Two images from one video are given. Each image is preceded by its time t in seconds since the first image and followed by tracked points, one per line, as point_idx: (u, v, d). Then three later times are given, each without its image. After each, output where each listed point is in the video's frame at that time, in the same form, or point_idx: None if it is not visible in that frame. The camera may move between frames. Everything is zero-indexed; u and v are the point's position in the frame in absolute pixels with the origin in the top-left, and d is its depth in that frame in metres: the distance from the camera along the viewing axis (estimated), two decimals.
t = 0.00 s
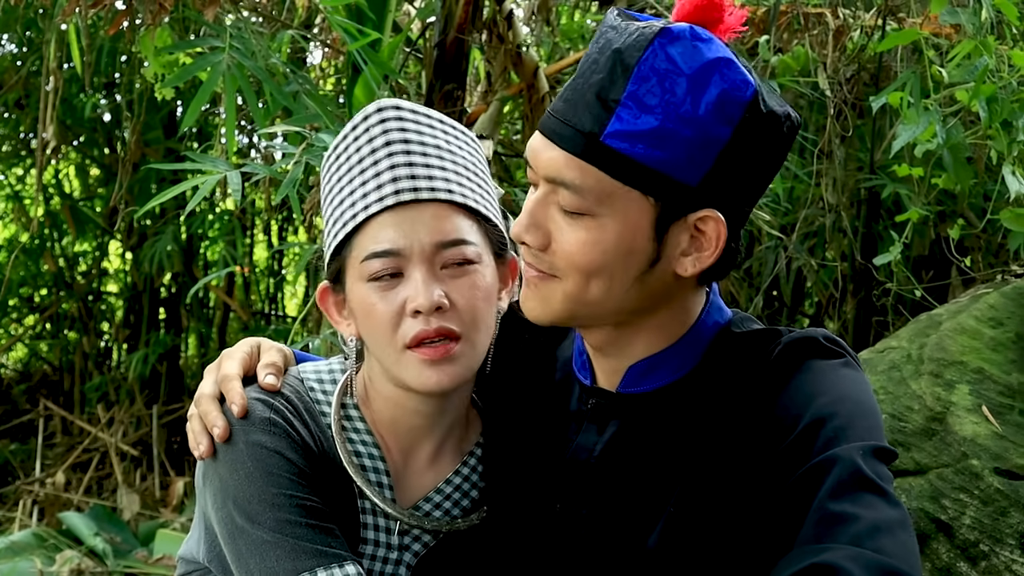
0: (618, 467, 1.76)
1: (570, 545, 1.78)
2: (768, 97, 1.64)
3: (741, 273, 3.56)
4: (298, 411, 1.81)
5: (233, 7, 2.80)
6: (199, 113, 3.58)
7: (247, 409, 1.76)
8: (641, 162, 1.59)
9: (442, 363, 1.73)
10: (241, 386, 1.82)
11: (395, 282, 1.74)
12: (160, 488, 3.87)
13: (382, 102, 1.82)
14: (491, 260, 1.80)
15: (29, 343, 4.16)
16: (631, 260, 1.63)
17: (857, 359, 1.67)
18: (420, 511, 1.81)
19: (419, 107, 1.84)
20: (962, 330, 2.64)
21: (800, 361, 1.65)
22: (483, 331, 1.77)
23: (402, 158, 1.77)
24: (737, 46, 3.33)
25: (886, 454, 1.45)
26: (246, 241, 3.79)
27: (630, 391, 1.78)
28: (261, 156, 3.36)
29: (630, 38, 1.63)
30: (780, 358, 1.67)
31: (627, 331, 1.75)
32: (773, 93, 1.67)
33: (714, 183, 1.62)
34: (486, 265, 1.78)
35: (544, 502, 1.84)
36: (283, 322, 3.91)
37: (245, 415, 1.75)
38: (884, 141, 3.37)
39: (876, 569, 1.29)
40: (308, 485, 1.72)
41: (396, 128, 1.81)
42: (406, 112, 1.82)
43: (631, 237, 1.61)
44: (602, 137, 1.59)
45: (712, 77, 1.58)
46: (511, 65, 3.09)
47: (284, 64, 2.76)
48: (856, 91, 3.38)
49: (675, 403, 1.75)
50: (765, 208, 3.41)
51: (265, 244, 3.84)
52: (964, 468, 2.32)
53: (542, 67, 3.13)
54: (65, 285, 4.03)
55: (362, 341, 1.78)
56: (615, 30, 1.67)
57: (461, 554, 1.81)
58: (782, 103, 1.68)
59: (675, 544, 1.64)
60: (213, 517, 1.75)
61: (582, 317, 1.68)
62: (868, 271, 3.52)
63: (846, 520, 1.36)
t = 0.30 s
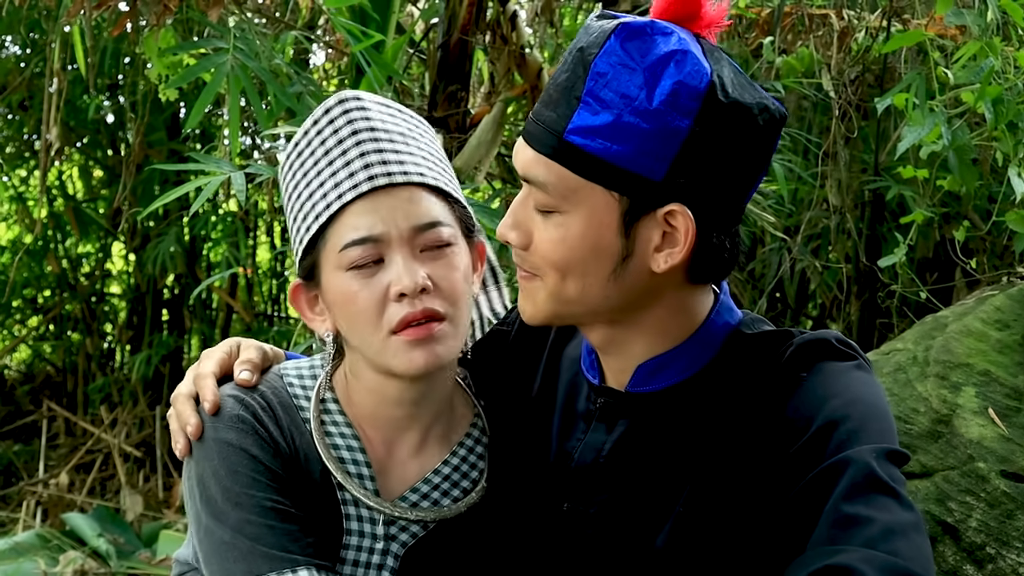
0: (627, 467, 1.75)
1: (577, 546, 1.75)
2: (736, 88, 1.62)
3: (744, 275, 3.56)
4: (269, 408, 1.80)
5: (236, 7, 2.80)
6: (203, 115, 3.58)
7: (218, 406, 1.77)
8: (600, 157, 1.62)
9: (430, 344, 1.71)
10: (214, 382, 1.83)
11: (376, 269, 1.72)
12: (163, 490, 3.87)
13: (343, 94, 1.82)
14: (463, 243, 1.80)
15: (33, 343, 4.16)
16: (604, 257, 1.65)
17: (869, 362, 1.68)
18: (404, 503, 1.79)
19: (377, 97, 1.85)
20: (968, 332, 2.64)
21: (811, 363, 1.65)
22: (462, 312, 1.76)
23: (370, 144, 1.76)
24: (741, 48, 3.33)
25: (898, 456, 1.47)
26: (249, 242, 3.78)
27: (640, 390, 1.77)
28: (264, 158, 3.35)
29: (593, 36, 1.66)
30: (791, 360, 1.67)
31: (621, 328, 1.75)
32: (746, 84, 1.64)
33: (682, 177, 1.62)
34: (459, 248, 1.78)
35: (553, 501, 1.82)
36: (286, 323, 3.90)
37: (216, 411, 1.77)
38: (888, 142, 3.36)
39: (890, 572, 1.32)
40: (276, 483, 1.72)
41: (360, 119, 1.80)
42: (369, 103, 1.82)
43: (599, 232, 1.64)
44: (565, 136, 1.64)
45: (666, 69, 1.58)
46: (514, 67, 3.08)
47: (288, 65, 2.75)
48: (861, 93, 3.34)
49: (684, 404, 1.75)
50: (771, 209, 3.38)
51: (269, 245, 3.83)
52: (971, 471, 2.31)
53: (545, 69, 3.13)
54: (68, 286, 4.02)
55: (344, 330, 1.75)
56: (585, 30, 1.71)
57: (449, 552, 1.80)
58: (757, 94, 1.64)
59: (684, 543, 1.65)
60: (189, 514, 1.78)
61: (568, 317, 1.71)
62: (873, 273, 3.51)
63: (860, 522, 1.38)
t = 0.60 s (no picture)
0: (636, 467, 1.75)
1: (586, 547, 1.77)
2: (734, 87, 1.61)
3: (749, 276, 3.56)
4: (231, 408, 1.80)
5: (242, 6, 2.80)
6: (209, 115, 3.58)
7: (184, 413, 1.79)
8: (598, 157, 1.62)
9: (422, 324, 1.72)
10: (181, 384, 1.85)
11: (359, 256, 1.71)
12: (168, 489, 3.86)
13: (295, 89, 1.81)
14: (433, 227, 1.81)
15: (38, 343, 4.16)
16: (602, 257, 1.66)
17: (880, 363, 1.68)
18: (385, 491, 1.77)
19: (333, 91, 1.86)
20: (976, 333, 2.63)
21: (821, 364, 1.66)
22: (441, 293, 1.78)
23: (335, 132, 1.76)
24: (747, 48, 3.33)
25: (909, 458, 1.48)
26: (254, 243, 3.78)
27: (647, 390, 1.77)
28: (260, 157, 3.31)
29: (591, 35, 1.67)
30: (802, 361, 1.68)
31: (624, 328, 1.75)
32: (745, 83, 1.64)
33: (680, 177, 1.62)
34: (430, 232, 1.80)
35: (562, 502, 1.83)
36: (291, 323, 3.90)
37: (182, 418, 1.79)
38: (895, 142, 3.35)
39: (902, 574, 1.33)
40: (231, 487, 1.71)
41: (321, 109, 1.80)
42: (323, 95, 1.82)
43: (597, 232, 1.65)
44: (563, 135, 1.65)
45: (662, 68, 1.58)
46: (520, 66, 3.08)
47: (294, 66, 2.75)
48: (867, 92, 3.37)
49: (692, 404, 1.75)
50: (776, 209, 3.36)
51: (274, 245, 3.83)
52: (979, 472, 2.30)
53: (550, 69, 3.13)
54: (74, 286, 4.01)
55: (326, 318, 1.74)
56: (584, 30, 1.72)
57: (440, 548, 1.78)
58: (755, 93, 1.63)
59: (692, 543, 1.67)
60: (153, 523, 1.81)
61: (569, 318, 1.72)
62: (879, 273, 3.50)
63: (871, 524, 1.39)
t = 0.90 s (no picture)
0: (646, 469, 1.75)
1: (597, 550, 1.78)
2: (770, 96, 1.63)
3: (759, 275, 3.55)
4: (185, 408, 1.74)
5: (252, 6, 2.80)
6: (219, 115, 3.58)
7: (141, 418, 1.74)
8: (632, 164, 1.60)
9: (385, 311, 1.66)
10: (144, 390, 1.80)
11: (322, 239, 1.65)
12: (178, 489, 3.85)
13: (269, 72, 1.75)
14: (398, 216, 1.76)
15: (48, 342, 4.15)
16: (633, 263, 1.64)
17: (889, 361, 1.67)
18: (349, 482, 1.70)
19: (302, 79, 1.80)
20: (988, 333, 2.62)
21: (831, 363, 1.66)
22: (404, 283, 1.72)
23: (306, 116, 1.70)
24: (758, 46, 3.32)
25: (920, 455, 1.47)
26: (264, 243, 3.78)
27: (658, 392, 1.77)
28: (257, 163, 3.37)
29: (623, 39, 1.65)
30: (811, 361, 1.68)
31: (644, 333, 1.74)
32: (780, 92, 1.65)
33: (714, 185, 1.62)
34: (395, 221, 1.75)
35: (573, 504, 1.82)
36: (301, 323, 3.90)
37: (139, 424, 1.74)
38: (906, 141, 3.34)
39: (916, 572, 1.32)
40: (182, 492, 1.66)
41: (292, 92, 1.74)
42: (296, 80, 1.76)
43: (629, 239, 1.62)
44: (596, 141, 1.62)
45: (701, 76, 1.59)
46: (529, 66, 3.03)
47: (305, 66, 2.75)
48: (878, 91, 3.36)
49: (702, 405, 1.75)
50: (786, 208, 3.34)
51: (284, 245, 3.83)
52: (991, 473, 2.31)
53: (561, 68, 3.11)
54: (84, 286, 4.01)
55: (286, 302, 1.67)
56: (611, 32, 1.70)
57: (416, 537, 1.72)
58: (791, 103, 1.66)
59: (701, 546, 1.67)
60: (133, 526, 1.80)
61: (592, 323, 1.69)
62: (889, 272, 3.49)
63: (884, 522, 1.38)
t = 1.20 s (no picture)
0: (641, 472, 1.75)
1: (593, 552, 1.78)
2: (768, 91, 1.68)
3: (764, 276, 3.54)
4: (138, 416, 1.75)
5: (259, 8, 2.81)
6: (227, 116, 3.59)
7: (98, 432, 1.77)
8: (646, 167, 1.61)
9: (347, 312, 1.70)
10: (101, 405, 1.82)
11: (290, 237, 1.68)
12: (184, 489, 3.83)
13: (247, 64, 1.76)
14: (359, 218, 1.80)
15: (54, 343, 4.10)
16: (648, 268, 1.64)
17: (879, 357, 1.68)
18: (304, 476, 1.72)
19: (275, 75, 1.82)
20: (994, 334, 2.62)
21: (824, 361, 1.67)
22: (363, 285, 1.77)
23: (283, 113, 1.73)
24: (763, 48, 3.32)
25: (913, 452, 1.47)
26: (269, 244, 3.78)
27: (651, 396, 1.77)
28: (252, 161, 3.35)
29: (621, 46, 1.65)
30: (802, 359, 1.68)
31: (649, 339, 1.74)
32: (770, 85, 1.70)
33: (722, 182, 1.65)
34: (356, 223, 1.79)
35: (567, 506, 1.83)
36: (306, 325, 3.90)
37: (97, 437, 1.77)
38: (912, 142, 3.34)
39: (912, 571, 1.32)
40: (138, 500, 1.67)
41: (269, 88, 1.76)
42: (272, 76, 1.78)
43: (645, 246, 1.62)
44: (606, 148, 1.62)
45: (709, 76, 1.60)
46: (535, 68, 3.07)
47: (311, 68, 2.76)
48: (883, 92, 3.35)
49: (697, 407, 1.76)
50: (791, 209, 3.34)
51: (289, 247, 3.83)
52: (997, 474, 2.32)
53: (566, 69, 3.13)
54: (90, 286, 3.98)
55: (249, 296, 1.69)
56: (604, 39, 1.69)
57: (386, 528, 1.75)
58: (780, 95, 1.71)
59: (698, 547, 1.68)
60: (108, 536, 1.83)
61: (603, 333, 1.69)
62: (895, 274, 3.48)
63: (879, 521, 1.38)
